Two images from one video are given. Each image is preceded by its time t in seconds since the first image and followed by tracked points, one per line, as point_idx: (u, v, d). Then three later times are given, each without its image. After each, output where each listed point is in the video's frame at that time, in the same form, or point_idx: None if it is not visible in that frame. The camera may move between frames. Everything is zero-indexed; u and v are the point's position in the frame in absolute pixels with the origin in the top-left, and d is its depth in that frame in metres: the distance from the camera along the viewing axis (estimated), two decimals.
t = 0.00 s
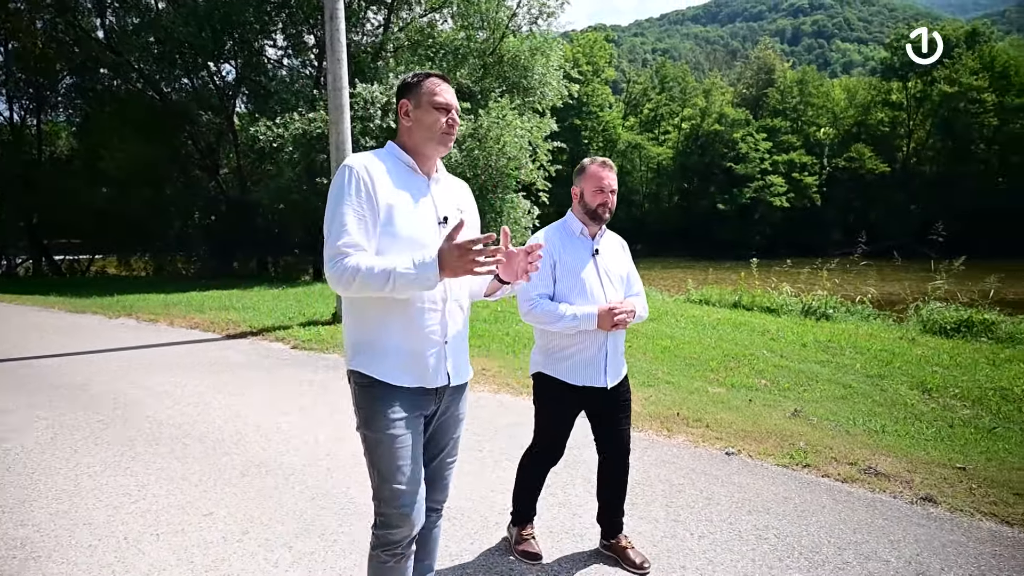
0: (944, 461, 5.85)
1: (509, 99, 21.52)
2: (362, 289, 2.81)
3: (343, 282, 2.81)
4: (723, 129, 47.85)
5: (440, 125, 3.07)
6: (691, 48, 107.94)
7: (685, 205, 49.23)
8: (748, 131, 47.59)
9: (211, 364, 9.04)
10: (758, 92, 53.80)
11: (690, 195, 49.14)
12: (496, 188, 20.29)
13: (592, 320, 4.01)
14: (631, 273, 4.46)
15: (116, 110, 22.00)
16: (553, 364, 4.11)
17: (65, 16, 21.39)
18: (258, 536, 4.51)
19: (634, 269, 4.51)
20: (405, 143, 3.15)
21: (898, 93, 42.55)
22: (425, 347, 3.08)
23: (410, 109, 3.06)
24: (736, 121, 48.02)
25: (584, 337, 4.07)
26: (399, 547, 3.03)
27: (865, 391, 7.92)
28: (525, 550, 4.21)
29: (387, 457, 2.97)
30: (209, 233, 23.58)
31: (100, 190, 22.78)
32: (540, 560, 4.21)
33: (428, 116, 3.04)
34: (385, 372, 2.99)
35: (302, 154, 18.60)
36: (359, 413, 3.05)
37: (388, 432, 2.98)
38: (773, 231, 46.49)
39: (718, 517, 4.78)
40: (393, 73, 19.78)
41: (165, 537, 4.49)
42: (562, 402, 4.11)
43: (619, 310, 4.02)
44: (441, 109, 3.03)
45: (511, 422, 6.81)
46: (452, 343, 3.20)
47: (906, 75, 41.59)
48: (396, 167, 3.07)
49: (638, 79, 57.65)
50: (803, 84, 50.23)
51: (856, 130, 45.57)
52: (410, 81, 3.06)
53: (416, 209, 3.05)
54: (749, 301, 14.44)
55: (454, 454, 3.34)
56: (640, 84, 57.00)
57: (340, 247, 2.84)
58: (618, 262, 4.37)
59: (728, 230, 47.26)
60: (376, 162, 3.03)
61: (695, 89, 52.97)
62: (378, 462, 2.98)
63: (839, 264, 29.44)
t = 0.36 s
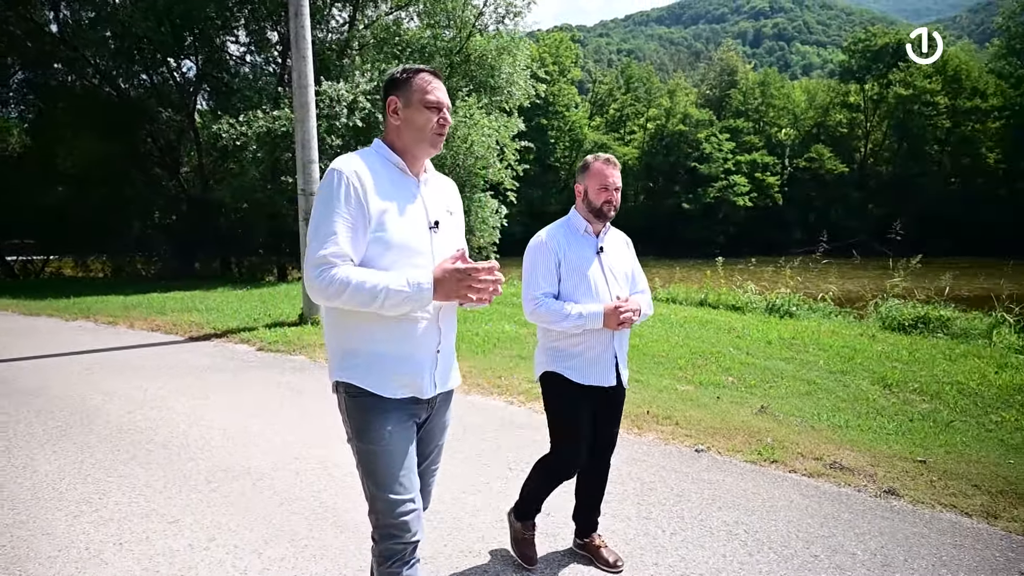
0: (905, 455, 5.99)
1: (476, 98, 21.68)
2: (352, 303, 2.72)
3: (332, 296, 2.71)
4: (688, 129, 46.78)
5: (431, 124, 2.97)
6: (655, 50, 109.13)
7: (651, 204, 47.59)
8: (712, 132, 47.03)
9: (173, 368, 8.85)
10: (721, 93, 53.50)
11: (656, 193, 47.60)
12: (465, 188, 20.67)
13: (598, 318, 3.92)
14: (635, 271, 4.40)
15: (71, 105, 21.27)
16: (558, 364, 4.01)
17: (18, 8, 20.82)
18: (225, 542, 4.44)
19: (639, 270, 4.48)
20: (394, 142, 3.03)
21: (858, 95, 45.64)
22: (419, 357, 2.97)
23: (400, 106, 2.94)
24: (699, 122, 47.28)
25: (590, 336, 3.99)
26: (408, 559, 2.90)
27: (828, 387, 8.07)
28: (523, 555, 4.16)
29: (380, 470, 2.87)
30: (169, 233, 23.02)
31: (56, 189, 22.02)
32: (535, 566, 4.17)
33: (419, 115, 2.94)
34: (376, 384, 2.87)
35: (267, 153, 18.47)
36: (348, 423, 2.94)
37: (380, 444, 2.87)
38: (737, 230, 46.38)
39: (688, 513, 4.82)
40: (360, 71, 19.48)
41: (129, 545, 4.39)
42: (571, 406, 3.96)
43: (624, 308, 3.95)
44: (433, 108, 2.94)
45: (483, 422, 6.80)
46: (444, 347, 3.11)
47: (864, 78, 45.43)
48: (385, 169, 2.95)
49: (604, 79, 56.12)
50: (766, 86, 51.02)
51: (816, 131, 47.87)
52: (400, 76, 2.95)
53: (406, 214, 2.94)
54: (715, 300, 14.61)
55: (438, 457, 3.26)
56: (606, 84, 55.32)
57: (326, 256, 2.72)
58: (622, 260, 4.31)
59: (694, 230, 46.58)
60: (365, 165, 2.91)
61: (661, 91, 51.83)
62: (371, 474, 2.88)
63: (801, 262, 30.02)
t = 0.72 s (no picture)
0: (866, 448, 6.12)
1: (442, 98, 21.83)
2: (345, 314, 2.63)
3: (323, 309, 2.62)
4: (651, 130, 47.52)
5: (411, 115, 2.89)
6: (619, 52, 109.87)
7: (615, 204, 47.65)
8: (676, 132, 47.63)
9: (133, 372, 8.66)
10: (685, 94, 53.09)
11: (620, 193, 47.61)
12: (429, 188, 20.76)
13: (586, 324, 3.95)
14: (622, 274, 4.42)
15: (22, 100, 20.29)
16: (546, 371, 4.02)
17: None
18: (190, 550, 4.36)
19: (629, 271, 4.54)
20: (373, 138, 2.94)
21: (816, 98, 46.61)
22: (417, 368, 2.86)
23: (377, 100, 2.86)
24: (663, 122, 48.07)
25: (577, 343, 4.02)
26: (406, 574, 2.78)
27: (791, 383, 8.21)
28: None
29: (382, 486, 2.73)
30: (125, 232, 22.45)
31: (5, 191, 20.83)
32: None
33: (398, 106, 2.86)
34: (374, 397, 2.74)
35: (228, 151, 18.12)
36: (343, 439, 2.80)
37: (381, 460, 2.74)
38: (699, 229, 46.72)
39: (658, 510, 4.87)
40: (324, 69, 19.33)
41: (91, 554, 4.29)
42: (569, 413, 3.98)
43: (612, 313, 3.98)
44: (412, 98, 2.86)
45: (453, 421, 6.79)
46: (440, 356, 3.02)
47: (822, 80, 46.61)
48: (367, 167, 2.86)
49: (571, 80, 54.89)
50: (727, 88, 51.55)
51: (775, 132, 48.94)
52: (374, 69, 2.86)
53: (394, 215, 2.86)
54: (680, 299, 14.75)
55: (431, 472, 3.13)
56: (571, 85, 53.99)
57: (311, 266, 2.63)
58: (610, 263, 4.32)
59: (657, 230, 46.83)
60: (347, 165, 2.81)
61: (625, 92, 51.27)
62: (372, 491, 2.74)
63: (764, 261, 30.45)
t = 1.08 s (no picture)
0: (825, 442, 6.26)
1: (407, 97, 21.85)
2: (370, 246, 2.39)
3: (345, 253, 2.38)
4: (614, 130, 48.00)
5: (376, 105, 2.69)
6: (581, 53, 110.45)
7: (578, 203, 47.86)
8: (638, 133, 47.87)
9: (89, 376, 8.50)
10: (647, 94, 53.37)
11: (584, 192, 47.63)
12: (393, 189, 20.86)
13: (574, 328, 3.95)
14: (603, 272, 4.44)
15: None
16: (533, 380, 4.01)
17: None
18: (152, 557, 4.30)
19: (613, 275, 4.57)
20: (336, 135, 2.76)
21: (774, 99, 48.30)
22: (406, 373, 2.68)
23: (339, 93, 2.67)
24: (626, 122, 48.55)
25: (565, 347, 4.02)
26: None
27: (752, 379, 8.37)
28: None
29: (365, 510, 2.58)
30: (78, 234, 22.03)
31: None
32: None
33: (362, 97, 2.66)
34: (364, 407, 2.55)
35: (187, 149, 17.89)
36: (321, 456, 2.60)
37: (363, 482, 2.57)
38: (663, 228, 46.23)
39: (624, 506, 4.93)
40: (285, 67, 18.98)
41: (47, 565, 4.22)
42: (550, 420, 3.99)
43: (599, 313, 3.98)
44: (377, 87, 2.65)
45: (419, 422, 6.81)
46: (427, 365, 2.83)
47: (779, 83, 48.22)
48: (334, 161, 2.67)
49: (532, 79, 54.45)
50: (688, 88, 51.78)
51: (735, 133, 49.72)
52: (332, 58, 2.66)
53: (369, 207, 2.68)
54: (643, 297, 14.88)
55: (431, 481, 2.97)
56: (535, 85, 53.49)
57: (311, 239, 2.39)
58: (589, 261, 4.34)
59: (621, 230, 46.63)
60: (315, 159, 2.62)
61: (588, 92, 51.78)
62: (354, 514, 2.58)
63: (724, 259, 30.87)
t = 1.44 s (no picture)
0: (785, 437, 6.37)
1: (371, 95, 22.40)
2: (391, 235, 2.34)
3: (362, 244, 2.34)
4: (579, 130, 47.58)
5: (349, 103, 2.68)
6: (546, 53, 110.58)
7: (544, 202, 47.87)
8: (602, 133, 47.77)
9: (44, 381, 8.32)
10: (611, 95, 53.82)
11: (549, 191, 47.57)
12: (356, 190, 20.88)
13: (554, 332, 3.98)
14: (581, 274, 4.48)
15: None
16: (510, 385, 4.02)
17: None
18: (113, 566, 4.25)
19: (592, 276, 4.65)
20: (306, 130, 2.72)
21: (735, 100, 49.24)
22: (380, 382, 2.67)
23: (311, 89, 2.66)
24: (591, 122, 48.11)
25: (546, 351, 4.04)
26: None
27: (714, 376, 8.49)
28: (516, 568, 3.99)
29: (334, 525, 2.57)
30: (32, 232, 21.61)
31: None
32: None
33: (332, 94, 2.65)
34: (336, 418, 2.55)
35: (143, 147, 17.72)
36: (290, 471, 2.58)
37: (333, 495, 2.55)
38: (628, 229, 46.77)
39: (590, 504, 4.96)
40: (246, 63, 18.61)
41: None
42: (531, 423, 3.98)
43: (579, 317, 4.01)
44: (349, 84, 2.65)
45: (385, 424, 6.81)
46: (399, 373, 2.80)
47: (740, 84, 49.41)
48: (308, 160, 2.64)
49: (498, 78, 55.55)
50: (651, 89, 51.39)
51: (696, 134, 50.20)
52: (300, 53, 2.66)
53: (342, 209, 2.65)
54: (608, 295, 15.00)
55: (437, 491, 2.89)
56: (500, 84, 54.44)
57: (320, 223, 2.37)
58: (569, 263, 4.38)
59: (586, 227, 46.78)
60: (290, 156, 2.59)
61: (552, 91, 52.04)
62: (325, 528, 2.56)
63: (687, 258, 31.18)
